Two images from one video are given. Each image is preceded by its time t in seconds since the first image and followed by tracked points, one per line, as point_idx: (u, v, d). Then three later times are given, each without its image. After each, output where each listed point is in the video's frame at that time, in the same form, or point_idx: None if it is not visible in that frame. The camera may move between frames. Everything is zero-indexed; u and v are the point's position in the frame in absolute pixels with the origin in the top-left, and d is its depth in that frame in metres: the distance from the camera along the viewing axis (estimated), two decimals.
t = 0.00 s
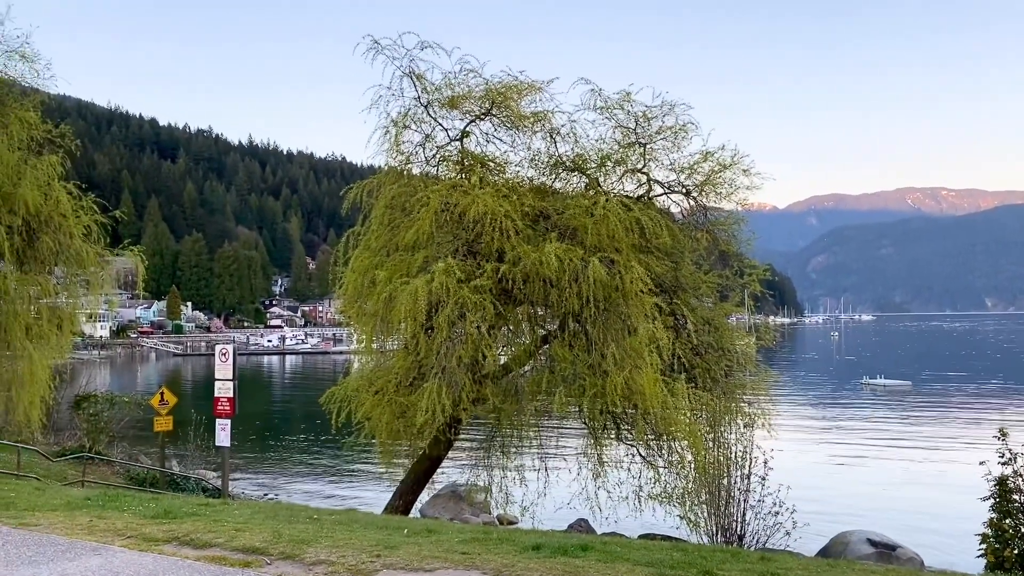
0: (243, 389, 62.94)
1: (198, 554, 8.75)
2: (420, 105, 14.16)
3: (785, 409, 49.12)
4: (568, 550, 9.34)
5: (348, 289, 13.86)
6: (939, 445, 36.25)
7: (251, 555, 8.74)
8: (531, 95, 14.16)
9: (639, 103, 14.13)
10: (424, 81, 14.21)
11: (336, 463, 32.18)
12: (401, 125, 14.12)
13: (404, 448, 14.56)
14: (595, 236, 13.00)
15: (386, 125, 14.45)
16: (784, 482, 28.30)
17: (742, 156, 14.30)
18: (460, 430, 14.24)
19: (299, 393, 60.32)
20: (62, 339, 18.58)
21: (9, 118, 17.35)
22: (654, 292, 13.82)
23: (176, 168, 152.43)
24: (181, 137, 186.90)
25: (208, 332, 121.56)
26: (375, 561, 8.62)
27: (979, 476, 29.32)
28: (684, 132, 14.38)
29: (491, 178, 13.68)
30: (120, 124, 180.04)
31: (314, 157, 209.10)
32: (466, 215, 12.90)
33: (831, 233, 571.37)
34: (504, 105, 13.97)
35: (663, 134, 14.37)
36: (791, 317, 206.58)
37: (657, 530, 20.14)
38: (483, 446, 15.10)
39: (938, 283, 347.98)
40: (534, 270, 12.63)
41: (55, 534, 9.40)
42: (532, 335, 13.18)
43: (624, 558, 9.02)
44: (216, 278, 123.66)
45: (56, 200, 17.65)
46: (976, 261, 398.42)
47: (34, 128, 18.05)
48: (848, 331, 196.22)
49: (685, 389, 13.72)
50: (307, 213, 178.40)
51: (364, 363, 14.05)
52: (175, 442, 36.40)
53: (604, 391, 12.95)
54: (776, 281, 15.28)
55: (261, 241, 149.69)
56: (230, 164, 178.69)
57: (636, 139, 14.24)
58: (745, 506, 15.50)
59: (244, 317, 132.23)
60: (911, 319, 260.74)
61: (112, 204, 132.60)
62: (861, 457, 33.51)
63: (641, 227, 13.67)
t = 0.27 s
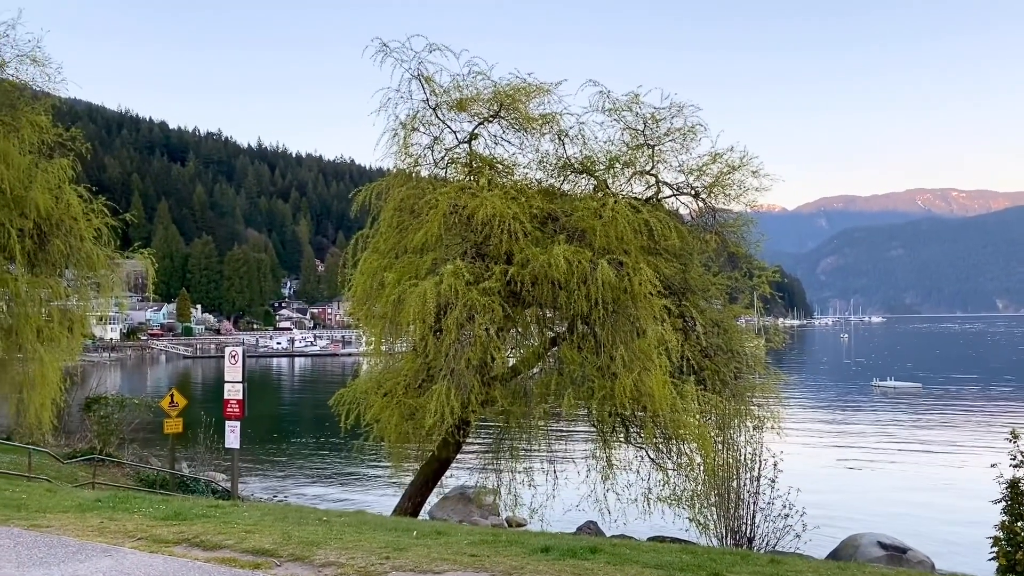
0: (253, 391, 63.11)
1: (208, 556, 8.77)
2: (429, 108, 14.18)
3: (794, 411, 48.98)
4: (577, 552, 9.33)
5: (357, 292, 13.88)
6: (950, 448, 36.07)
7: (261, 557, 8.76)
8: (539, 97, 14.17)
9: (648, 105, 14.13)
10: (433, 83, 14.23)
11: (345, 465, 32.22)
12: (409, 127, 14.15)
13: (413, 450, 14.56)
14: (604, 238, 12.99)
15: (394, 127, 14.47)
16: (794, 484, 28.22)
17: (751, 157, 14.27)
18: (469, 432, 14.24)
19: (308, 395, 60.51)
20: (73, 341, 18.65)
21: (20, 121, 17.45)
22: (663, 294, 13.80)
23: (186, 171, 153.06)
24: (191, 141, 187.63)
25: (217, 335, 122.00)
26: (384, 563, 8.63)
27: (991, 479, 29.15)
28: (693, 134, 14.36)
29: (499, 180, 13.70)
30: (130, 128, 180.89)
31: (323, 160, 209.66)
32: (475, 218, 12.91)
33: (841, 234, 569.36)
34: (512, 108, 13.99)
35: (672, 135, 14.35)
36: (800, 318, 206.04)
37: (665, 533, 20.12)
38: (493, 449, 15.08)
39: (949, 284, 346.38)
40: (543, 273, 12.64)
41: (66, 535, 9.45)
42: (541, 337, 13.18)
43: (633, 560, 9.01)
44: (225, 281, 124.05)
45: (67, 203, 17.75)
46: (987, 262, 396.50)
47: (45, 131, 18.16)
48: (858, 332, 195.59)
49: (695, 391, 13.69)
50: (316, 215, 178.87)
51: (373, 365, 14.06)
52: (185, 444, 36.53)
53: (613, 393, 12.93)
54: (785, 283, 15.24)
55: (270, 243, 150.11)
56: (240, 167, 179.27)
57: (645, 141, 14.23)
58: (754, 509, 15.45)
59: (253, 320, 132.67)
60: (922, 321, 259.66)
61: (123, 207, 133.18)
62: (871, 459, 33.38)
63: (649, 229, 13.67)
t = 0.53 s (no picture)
0: (261, 393, 63.25)
1: (217, 557, 8.81)
2: (436, 110, 14.21)
3: (803, 413, 48.85)
4: (585, 554, 9.32)
5: (365, 293, 13.90)
6: (959, 450, 35.91)
7: (270, 558, 8.79)
8: (546, 99, 14.18)
9: (655, 106, 14.11)
10: (441, 85, 14.26)
11: (353, 467, 32.26)
12: (417, 129, 14.16)
13: (421, 451, 14.56)
14: (611, 239, 12.99)
15: (402, 130, 14.49)
16: (802, 486, 28.14)
17: (759, 158, 14.25)
18: (476, 434, 14.25)
19: (316, 397, 60.62)
20: (83, 343, 18.70)
21: (30, 124, 17.53)
22: (671, 296, 13.78)
23: (195, 174, 153.59)
24: (199, 143, 188.26)
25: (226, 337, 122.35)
26: (393, 564, 8.64)
27: (1001, 481, 29.02)
28: (701, 135, 14.35)
29: (507, 182, 13.71)
30: (139, 131, 181.59)
31: (331, 162, 210.12)
32: (483, 219, 12.93)
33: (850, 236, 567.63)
34: (519, 110, 14.01)
35: (679, 137, 14.34)
36: (809, 319, 205.53)
37: (673, 535, 20.08)
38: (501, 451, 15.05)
39: (958, 285, 344.94)
40: (551, 274, 12.64)
41: (76, 537, 9.49)
42: (548, 339, 13.19)
43: (642, 562, 9.00)
44: (234, 283, 124.39)
45: (76, 206, 17.84)
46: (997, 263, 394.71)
47: (55, 135, 18.26)
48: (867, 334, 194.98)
49: (702, 393, 13.66)
50: (324, 217, 179.30)
51: (380, 367, 14.08)
52: (194, 446, 36.64)
53: (620, 395, 12.92)
54: (793, 284, 15.20)
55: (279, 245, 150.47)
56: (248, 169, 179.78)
57: (652, 142, 14.22)
58: (763, 511, 15.39)
59: (262, 322, 133.03)
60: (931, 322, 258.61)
61: (131, 210, 133.71)
62: (880, 461, 33.25)
63: (657, 230, 13.66)
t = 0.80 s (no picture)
0: (269, 395, 63.37)
1: (226, 558, 8.82)
2: (443, 112, 14.22)
3: (811, 414, 48.72)
4: (593, 556, 9.31)
5: (372, 295, 13.90)
6: (968, 451, 35.78)
7: (278, 560, 8.81)
8: (553, 100, 14.17)
9: (662, 107, 14.10)
10: (448, 87, 14.26)
11: (360, 469, 32.30)
12: (424, 132, 14.18)
13: (429, 453, 14.56)
14: (618, 241, 12.98)
15: (409, 131, 14.51)
16: (810, 488, 28.06)
17: (766, 159, 14.22)
18: (484, 436, 14.24)
19: (324, 398, 60.71)
20: (92, 346, 18.70)
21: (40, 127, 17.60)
22: (678, 297, 13.76)
23: (202, 176, 154.05)
24: (207, 146, 188.82)
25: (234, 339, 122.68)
26: (400, 566, 8.64)
27: (1011, 483, 28.88)
28: (708, 136, 14.33)
29: (514, 184, 13.72)
30: (147, 133, 182.20)
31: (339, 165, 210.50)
32: (489, 221, 12.93)
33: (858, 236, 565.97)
34: (526, 111, 14.01)
35: (686, 138, 14.32)
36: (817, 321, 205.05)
37: (681, 537, 20.05)
38: (508, 453, 15.04)
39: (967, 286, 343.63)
40: (557, 276, 12.64)
41: (85, 538, 9.51)
42: (556, 341, 13.18)
43: (650, 564, 8.99)
44: (242, 285, 124.71)
45: (85, 208, 17.90)
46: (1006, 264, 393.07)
47: (64, 138, 18.33)
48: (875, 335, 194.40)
49: (710, 395, 13.62)
50: (331, 219, 179.65)
51: (388, 368, 14.08)
52: (202, 447, 36.73)
53: (628, 396, 12.89)
54: (801, 286, 15.15)
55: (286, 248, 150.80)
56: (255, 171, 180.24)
57: (659, 144, 14.20)
58: (771, 512, 15.34)
59: (269, 324, 133.34)
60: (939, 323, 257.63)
61: (140, 212, 134.18)
62: (889, 463, 33.14)
63: (664, 231, 13.65)
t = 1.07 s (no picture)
0: (277, 396, 63.49)
1: (234, 560, 8.84)
2: (450, 114, 14.24)
3: (819, 415, 48.59)
4: (602, 558, 9.30)
5: (379, 297, 13.92)
6: (978, 453, 35.62)
7: (287, 562, 8.82)
8: (560, 102, 14.17)
9: (669, 109, 14.08)
10: (455, 89, 14.28)
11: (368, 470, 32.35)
12: (431, 133, 14.19)
13: (436, 455, 14.56)
14: (626, 242, 12.96)
15: (416, 133, 14.52)
16: (819, 490, 27.99)
17: (774, 160, 14.18)
18: (491, 437, 14.24)
19: (331, 400, 60.83)
20: (100, 347, 18.86)
21: (48, 130, 17.68)
22: (686, 298, 13.73)
23: (210, 178, 154.52)
24: (215, 148, 189.39)
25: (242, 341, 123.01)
26: (408, 568, 8.64)
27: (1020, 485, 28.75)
28: (715, 137, 14.30)
29: (521, 185, 13.72)
30: (155, 136, 182.85)
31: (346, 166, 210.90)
32: (496, 222, 12.93)
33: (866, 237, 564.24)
34: (533, 113, 14.01)
35: (694, 139, 14.29)
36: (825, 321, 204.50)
37: (688, 538, 20.02)
38: (515, 454, 15.02)
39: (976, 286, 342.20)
40: (565, 277, 12.63)
41: (95, 540, 9.55)
42: (563, 342, 13.18)
43: (658, 566, 8.97)
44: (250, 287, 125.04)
45: (94, 211, 18.00)
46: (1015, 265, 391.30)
47: (72, 140, 18.41)
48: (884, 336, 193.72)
49: (718, 397, 13.58)
50: (339, 221, 179.98)
51: (395, 370, 14.09)
52: (210, 449, 36.84)
53: (636, 398, 12.88)
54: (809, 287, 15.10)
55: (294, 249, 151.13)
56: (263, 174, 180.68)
57: (666, 144, 14.16)
58: (779, 514, 15.28)
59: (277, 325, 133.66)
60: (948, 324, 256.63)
61: (148, 215, 134.66)
62: (898, 464, 33.03)
63: (671, 232, 13.63)
